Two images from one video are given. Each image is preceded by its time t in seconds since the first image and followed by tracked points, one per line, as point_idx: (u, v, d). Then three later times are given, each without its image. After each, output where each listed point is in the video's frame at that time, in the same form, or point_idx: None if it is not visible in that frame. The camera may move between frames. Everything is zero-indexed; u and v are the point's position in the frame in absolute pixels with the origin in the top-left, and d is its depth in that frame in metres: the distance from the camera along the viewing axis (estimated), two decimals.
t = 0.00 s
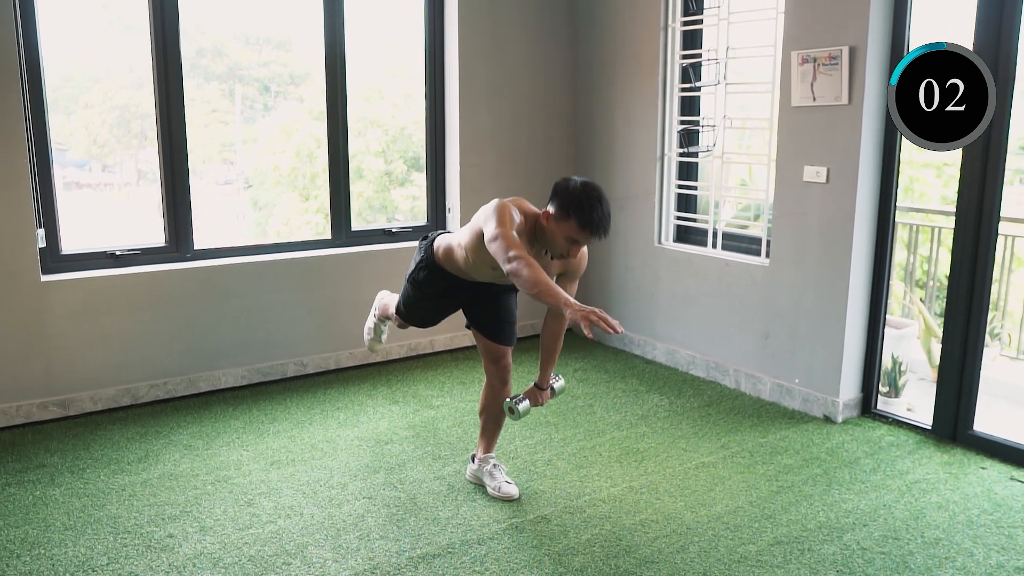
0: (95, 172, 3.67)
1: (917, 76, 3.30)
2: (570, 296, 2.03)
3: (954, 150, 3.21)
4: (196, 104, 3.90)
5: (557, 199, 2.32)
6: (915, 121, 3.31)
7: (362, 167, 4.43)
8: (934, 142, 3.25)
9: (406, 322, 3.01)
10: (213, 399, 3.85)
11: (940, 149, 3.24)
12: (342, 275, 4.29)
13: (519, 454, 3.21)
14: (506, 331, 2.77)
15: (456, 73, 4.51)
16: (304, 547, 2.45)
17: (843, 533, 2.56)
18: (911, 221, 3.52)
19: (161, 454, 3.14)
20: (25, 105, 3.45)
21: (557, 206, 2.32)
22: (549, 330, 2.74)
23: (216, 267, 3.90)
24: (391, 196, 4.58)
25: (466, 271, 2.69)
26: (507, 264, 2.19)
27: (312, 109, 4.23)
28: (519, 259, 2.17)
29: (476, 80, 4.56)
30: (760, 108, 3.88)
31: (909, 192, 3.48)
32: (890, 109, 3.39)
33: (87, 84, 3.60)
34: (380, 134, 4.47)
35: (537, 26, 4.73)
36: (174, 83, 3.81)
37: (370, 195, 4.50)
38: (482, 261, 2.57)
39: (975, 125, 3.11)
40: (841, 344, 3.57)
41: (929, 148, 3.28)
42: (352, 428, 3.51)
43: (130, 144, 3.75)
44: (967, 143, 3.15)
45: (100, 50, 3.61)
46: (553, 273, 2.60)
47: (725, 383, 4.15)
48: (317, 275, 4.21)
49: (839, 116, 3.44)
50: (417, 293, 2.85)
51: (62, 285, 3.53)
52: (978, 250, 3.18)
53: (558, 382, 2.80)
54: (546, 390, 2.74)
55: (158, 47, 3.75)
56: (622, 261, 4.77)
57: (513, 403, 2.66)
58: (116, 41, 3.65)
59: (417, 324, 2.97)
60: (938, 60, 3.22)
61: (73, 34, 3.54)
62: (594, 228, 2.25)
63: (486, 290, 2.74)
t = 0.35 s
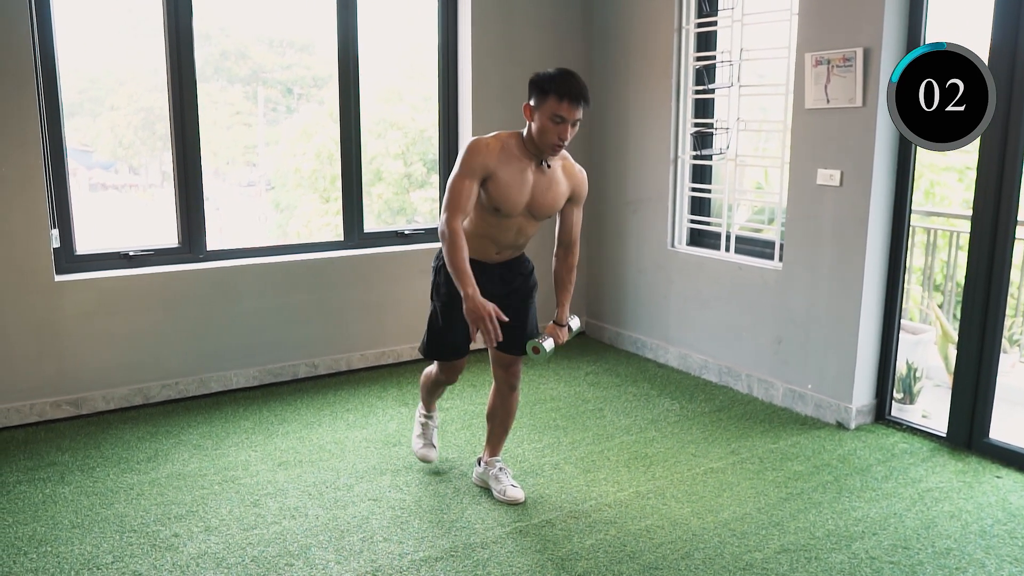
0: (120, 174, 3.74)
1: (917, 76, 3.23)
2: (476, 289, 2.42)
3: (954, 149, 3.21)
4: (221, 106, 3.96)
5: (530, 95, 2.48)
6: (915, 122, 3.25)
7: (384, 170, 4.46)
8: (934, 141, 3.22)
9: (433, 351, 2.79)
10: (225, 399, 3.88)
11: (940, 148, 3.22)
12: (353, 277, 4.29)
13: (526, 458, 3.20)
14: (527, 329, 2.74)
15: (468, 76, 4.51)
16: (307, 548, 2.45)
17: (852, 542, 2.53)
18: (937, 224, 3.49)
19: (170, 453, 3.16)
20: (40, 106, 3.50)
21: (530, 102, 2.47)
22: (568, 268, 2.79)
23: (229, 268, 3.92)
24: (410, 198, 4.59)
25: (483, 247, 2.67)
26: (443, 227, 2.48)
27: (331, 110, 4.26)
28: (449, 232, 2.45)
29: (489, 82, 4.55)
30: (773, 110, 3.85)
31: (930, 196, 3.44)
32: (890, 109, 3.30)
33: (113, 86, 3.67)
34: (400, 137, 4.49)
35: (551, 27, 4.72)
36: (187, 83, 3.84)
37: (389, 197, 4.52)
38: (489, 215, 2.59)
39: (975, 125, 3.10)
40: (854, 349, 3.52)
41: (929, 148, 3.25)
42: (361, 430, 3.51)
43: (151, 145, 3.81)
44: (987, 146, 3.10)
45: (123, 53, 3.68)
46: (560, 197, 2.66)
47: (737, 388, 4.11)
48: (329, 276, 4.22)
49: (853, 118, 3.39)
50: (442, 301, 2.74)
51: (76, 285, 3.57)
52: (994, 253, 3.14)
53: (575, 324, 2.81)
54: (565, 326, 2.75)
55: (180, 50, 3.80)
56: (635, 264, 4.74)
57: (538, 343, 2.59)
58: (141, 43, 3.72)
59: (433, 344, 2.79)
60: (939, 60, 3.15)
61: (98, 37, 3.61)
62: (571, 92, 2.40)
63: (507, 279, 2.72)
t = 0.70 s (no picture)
0: (143, 176, 3.81)
1: (916, 76, 3.18)
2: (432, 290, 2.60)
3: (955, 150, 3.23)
4: (243, 109, 4.02)
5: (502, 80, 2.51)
6: (914, 122, 3.22)
7: (402, 173, 4.48)
8: (935, 141, 3.24)
9: (468, 361, 2.55)
10: (235, 401, 3.90)
11: (940, 148, 3.24)
12: (363, 280, 4.29)
13: (533, 462, 3.18)
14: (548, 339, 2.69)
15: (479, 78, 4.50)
16: (311, 550, 2.46)
17: (861, 551, 2.50)
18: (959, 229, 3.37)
19: (179, 454, 3.18)
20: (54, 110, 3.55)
21: (503, 86, 2.50)
22: (568, 250, 2.82)
23: (240, 270, 3.95)
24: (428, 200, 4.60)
25: (498, 241, 2.58)
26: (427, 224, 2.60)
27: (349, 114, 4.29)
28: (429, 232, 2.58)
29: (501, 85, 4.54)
30: (786, 113, 3.81)
31: (950, 200, 3.35)
32: (890, 109, 3.23)
33: (137, 90, 3.74)
34: (419, 139, 4.50)
35: (564, 29, 4.71)
36: (199, 86, 3.87)
37: (408, 201, 4.54)
38: (490, 204, 2.56)
39: (975, 125, 3.12)
40: (867, 354, 3.48)
41: (929, 148, 3.27)
42: (370, 432, 3.51)
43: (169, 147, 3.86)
44: (1001, 150, 3.06)
45: (143, 57, 3.74)
46: (553, 173, 2.65)
47: (749, 393, 4.07)
48: (340, 279, 4.22)
49: (866, 121, 3.35)
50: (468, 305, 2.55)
51: (89, 287, 3.60)
52: (1011, 258, 3.09)
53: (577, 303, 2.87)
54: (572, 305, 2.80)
55: (198, 53, 3.84)
56: (647, 267, 4.71)
57: (563, 326, 2.64)
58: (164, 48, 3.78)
59: (467, 357, 2.55)
60: (939, 60, 3.15)
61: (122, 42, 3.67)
62: (541, 68, 2.43)
63: (533, 284, 2.62)
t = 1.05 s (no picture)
0: (158, 178, 3.85)
1: (916, 76, 3.17)
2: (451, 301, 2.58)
3: (954, 150, 3.23)
4: (256, 112, 4.05)
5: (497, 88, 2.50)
6: (915, 122, 3.21)
7: (413, 175, 4.50)
8: (934, 141, 3.23)
9: (475, 365, 2.55)
10: (241, 402, 3.91)
11: (940, 148, 3.24)
12: (370, 282, 4.29)
13: (537, 466, 3.17)
14: (555, 345, 2.68)
15: (487, 81, 4.50)
16: (313, 551, 2.46)
17: (864, 557, 2.48)
18: (972, 233, 3.29)
19: (184, 455, 3.20)
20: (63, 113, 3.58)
21: (500, 95, 2.50)
22: (571, 251, 2.82)
23: (246, 272, 3.96)
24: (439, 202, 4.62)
25: (506, 245, 2.57)
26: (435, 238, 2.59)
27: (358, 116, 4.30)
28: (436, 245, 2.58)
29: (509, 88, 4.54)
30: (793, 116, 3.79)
31: (963, 204, 3.29)
32: (890, 109, 3.22)
33: (152, 93, 3.78)
34: (430, 142, 4.52)
35: (572, 32, 4.70)
36: (207, 88, 3.89)
37: (419, 203, 4.55)
38: (493, 208, 2.57)
39: (975, 125, 3.12)
40: (874, 359, 3.45)
41: (929, 148, 3.25)
42: (374, 434, 3.52)
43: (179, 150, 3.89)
44: (1011, 154, 3.03)
45: (156, 59, 3.77)
46: (554, 176, 2.65)
47: (756, 398, 4.05)
48: (345, 281, 4.23)
49: (874, 124, 3.33)
50: (477, 308, 2.54)
51: (96, 288, 3.63)
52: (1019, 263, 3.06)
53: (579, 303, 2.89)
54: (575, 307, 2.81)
55: (207, 56, 3.86)
56: (654, 270, 4.69)
57: (574, 330, 2.67)
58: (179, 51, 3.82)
59: (477, 363, 2.54)
60: (939, 60, 3.15)
61: (137, 45, 3.72)
62: (537, 77, 2.42)
63: (541, 289, 2.60)
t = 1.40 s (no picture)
0: (168, 181, 3.88)
1: (917, 76, 3.16)
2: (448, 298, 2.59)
3: (954, 149, 3.21)
4: (265, 115, 4.07)
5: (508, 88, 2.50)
6: (914, 122, 3.19)
7: (421, 178, 4.51)
8: (934, 141, 3.22)
9: (479, 366, 2.55)
10: (246, 404, 3.93)
11: (940, 148, 3.22)
12: (374, 284, 4.30)
13: (539, 469, 3.17)
14: (558, 347, 2.68)
15: (492, 84, 4.50)
16: (314, 553, 2.47)
17: (866, 563, 2.46)
18: (980, 237, 3.26)
19: (188, 456, 3.21)
20: (70, 116, 3.61)
21: (511, 95, 2.50)
22: (575, 256, 2.82)
23: (251, 275, 3.98)
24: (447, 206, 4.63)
25: (509, 245, 2.57)
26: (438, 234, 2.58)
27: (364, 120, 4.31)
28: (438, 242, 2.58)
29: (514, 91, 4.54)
30: (798, 119, 3.78)
31: (972, 207, 3.27)
32: (890, 109, 3.22)
33: (163, 97, 3.81)
34: (438, 145, 4.53)
35: (578, 35, 4.70)
36: (212, 91, 3.90)
37: (427, 206, 4.56)
38: (498, 207, 2.57)
39: (975, 125, 3.11)
40: (879, 363, 3.44)
41: (928, 148, 3.24)
42: (377, 436, 3.52)
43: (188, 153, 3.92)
44: (1017, 156, 3.01)
45: (163, 63, 3.80)
46: (560, 179, 2.65)
47: (760, 402, 4.03)
48: (349, 283, 4.23)
49: (878, 127, 3.32)
50: (481, 310, 2.54)
51: (102, 290, 3.65)
52: None
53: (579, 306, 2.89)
54: (581, 312, 2.81)
55: (212, 60, 3.88)
56: (659, 274, 4.69)
57: (576, 333, 2.66)
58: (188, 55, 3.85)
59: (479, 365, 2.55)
60: (939, 60, 3.13)
61: (147, 49, 3.75)
62: (549, 79, 2.42)
63: (544, 291, 2.60)
